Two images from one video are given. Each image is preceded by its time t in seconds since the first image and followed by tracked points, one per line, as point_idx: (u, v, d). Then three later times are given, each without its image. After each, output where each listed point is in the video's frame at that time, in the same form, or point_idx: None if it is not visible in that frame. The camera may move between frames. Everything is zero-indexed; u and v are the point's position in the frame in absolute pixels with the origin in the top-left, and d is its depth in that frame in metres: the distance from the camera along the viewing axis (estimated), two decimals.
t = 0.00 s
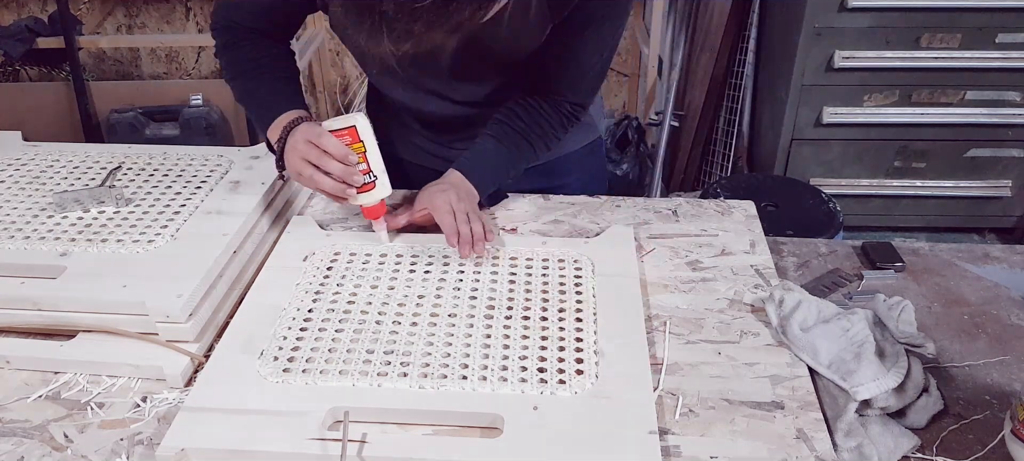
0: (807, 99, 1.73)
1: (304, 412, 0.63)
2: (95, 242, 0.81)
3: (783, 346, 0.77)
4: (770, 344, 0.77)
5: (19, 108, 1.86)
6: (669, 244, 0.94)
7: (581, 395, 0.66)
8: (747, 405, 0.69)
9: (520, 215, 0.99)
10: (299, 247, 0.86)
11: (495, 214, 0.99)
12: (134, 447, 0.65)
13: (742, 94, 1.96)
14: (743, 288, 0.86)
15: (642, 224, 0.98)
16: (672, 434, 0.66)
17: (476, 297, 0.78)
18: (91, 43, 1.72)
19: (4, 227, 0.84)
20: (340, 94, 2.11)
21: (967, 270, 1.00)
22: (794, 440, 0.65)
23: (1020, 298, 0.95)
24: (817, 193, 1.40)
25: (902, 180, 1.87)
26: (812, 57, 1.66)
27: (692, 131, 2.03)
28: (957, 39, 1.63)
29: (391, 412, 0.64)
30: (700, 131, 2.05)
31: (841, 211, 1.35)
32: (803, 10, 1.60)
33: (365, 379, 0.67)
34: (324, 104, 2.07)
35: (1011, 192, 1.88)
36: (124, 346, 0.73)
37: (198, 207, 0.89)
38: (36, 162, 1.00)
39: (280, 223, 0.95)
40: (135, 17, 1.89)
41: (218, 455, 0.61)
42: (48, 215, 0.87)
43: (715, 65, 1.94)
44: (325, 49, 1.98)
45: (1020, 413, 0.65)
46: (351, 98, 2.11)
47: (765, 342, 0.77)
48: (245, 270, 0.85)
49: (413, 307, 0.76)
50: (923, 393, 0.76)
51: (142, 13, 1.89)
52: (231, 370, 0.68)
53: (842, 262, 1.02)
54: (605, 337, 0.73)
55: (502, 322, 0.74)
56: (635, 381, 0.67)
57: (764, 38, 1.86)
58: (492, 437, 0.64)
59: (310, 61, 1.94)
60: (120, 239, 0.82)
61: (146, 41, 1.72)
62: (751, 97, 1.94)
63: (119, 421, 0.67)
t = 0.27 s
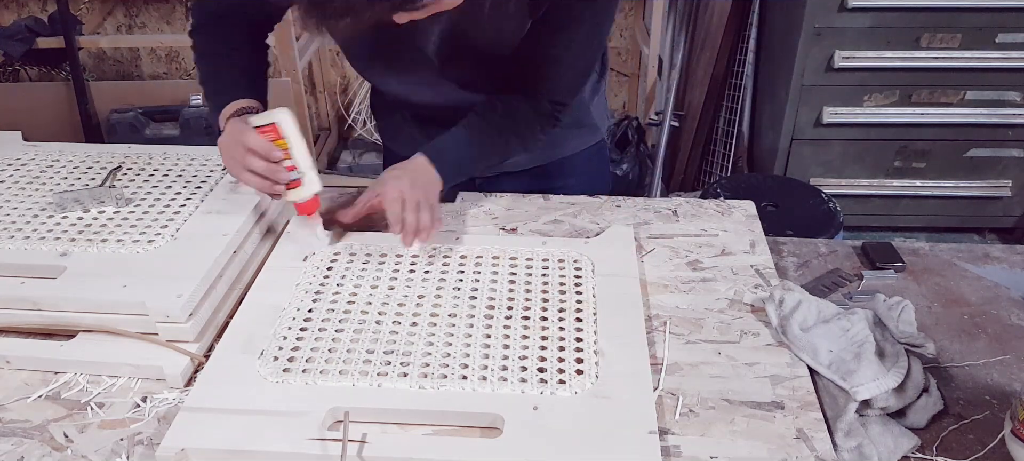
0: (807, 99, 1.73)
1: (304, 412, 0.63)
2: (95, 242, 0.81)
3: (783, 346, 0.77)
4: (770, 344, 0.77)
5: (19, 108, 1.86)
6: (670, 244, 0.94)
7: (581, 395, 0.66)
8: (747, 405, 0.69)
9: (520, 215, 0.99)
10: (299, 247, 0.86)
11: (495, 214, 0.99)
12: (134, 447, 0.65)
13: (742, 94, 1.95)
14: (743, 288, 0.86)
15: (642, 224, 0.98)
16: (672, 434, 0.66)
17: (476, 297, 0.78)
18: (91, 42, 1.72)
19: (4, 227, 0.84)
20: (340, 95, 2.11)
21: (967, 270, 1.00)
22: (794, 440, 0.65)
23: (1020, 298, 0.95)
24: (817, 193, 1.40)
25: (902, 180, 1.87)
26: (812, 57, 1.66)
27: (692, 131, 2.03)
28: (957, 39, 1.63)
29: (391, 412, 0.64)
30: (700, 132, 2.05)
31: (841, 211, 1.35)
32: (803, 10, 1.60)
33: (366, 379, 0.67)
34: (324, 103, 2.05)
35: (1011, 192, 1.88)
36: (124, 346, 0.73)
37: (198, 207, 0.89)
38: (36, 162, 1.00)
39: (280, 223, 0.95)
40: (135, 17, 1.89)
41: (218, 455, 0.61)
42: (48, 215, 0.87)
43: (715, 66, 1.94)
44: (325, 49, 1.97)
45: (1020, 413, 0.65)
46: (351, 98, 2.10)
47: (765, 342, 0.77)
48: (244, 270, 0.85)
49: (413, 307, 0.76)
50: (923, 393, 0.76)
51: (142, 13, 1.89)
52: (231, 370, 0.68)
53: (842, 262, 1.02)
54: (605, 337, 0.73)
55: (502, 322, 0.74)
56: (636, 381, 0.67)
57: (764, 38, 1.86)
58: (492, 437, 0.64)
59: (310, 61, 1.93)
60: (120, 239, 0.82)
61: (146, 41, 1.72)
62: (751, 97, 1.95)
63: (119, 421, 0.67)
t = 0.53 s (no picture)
0: (808, 99, 1.73)
1: (304, 413, 0.63)
2: (95, 242, 0.81)
3: (783, 346, 0.77)
4: (771, 344, 0.77)
5: (19, 108, 1.86)
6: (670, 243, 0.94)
7: (581, 395, 0.65)
8: (747, 405, 0.69)
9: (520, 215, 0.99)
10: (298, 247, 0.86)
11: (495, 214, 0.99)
12: (133, 447, 0.64)
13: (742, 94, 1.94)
14: (744, 288, 0.86)
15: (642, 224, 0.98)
16: (673, 434, 0.66)
17: (476, 297, 0.78)
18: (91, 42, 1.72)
19: (3, 227, 0.84)
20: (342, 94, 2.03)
21: (968, 270, 1.00)
22: (794, 440, 0.65)
23: (1020, 298, 0.95)
24: (817, 193, 1.40)
25: (903, 180, 1.87)
26: (813, 57, 1.66)
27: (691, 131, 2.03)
28: (957, 38, 1.63)
29: (391, 412, 0.64)
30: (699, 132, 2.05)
31: (841, 211, 1.34)
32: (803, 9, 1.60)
33: (365, 379, 0.67)
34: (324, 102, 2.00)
35: (1011, 192, 1.88)
36: (123, 346, 0.73)
37: (197, 207, 0.89)
38: (36, 162, 0.99)
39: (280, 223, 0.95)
40: (135, 16, 1.89)
41: (217, 455, 0.60)
42: (48, 215, 0.87)
43: (714, 66, 1.94)
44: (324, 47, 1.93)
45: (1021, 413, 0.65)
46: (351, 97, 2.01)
47: (765, 341, 0.77)
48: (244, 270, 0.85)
49: (413, 307, 0.76)
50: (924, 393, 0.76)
51: (141, 12, 1.89)
52: (230, 371, 0.68)
53: (843, 262, 1.02)
54: (605, 337, 0.73)
55: (502, 322, 0.74)
56: (636, 381, 0.67)
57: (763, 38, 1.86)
58: (492, 437, 0.64)
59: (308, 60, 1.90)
60: (119, 239, 0.82)
61: (146, 41, 1.71)
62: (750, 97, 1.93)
63: (119, 422, 0.67)
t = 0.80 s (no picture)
0: (808, 98, 1.72)
1: (304, 413, 0.63)
2: (95, 242, 0.81)
3: (783, 346, 0.77)
4: (770, 344, 0.77)
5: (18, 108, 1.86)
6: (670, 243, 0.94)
7: (581, 395, 0.65)
8: (747, 405, 0.69)
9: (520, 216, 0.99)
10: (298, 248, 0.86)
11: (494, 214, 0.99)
12: (133, 447, 0.64)
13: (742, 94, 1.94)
14: (744, 288, 0.85)
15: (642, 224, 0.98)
16: (673, 434, 0.66)
17: (475, 297, 0.78)
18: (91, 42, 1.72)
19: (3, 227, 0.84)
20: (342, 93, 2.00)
21: (967, 270, 1.00)
22: (794, 440, 0.65)
23: (1020, 298, 0.95)
24: (817, 193, 1.40)
25: (903, 180, 1.87)
26: (813, 57, 1.66)
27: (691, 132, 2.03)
28: (957, 38, 1.63)
29: (391, 412, 0.64)
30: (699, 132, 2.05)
31: (841, 211, 1.34)
32: (803, 9, 1.60)
33: (365, 379, 0.67)
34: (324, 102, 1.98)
35: (1011, 192, 1.88)
36: (123, 346, 0.73)
37: (197, 207, 0.88)
38: (36, 162, 0.99)
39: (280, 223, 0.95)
40: (135, 16, 1.89)
41: (216, 455, 0.60)
42: (48, 215, 0.87)
43: (714, 66, 1.94)
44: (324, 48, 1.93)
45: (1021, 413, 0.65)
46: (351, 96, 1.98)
47: (765, 341, 0.77)
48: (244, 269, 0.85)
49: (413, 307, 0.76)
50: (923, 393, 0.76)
51: (141, 12, 1.89)
52: (230, 370, 0.68)
53: (842, 262, 1.02)
54: (606, 336, 0.73)
55: (502, 323, 0.74)
56: (635, 381, 0.67)
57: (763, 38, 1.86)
58: (492, 437, 0.64)
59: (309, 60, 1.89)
60: (119, 239, 0.82)
61: (145, 41, 1.71)
62: (751, 96, 1.93)
63: (119, 422, 0.67)
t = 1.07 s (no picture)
0: (808, 98, 1.72)
1: (303, 413, 0.63)
2: (95, 242, 0.81)
3: (783, 346, 0.77)
4: (770, 344, 0.77)
5: (18, 108, 1.85)
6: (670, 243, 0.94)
7: (581, 395, 0.65)
8: (747, 405, 0.69)
9: (520, 215, 0.99)
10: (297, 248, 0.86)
11: (494, 214, 0.99)
12: (133, 447, 0.64)
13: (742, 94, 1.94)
14: (743, 288, 0.85)
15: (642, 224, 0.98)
16: (673, 434, 0.66)
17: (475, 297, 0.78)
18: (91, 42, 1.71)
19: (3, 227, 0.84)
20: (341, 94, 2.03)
21: (967, 270, 1.00)
22: (794, 440, 0.65)
23: (1020, 298, 0.95)
24: (817, 193, 1.40)
25: (903, 180, 1.87)
26: (813, 57, 1.66)
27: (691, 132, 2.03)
28: (958, 38, 1.63)
29: (391, 412, 0.64)
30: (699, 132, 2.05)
31: (841, 211, 1.34)
32: (803, 9, 1.60)
33: (365, 379, 0.67)
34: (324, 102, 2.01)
35: (1011, 191, 1.88)
36: (123, 346, 0.73)
37: (197, 207, 0.89)
38: (35, 162, 0.99)
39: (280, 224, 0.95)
40: (135, 16, 1.89)
41: (216, 455, 0.60)
42: (48, 215, 0.87)
43: (714, 65, 1.95)
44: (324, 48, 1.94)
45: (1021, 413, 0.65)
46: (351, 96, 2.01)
47: (765, 341, 0.77)
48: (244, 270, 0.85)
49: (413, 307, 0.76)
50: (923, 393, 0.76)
51: (141, 12, 1.89)
52: (230, 370, 0.68)
53: (842, 262, 1.02)
54: (606, 337, 0.73)
55: (501, 323, 0.74)
56: (635, 381, 0.67)
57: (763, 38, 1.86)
58: (492, 437, 0.64)
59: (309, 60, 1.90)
60: (119, 238, 0.82)
61: (145, 40, 1.71)
62: (751, 96, 1.93)
63: (119, 422, 0.67)
